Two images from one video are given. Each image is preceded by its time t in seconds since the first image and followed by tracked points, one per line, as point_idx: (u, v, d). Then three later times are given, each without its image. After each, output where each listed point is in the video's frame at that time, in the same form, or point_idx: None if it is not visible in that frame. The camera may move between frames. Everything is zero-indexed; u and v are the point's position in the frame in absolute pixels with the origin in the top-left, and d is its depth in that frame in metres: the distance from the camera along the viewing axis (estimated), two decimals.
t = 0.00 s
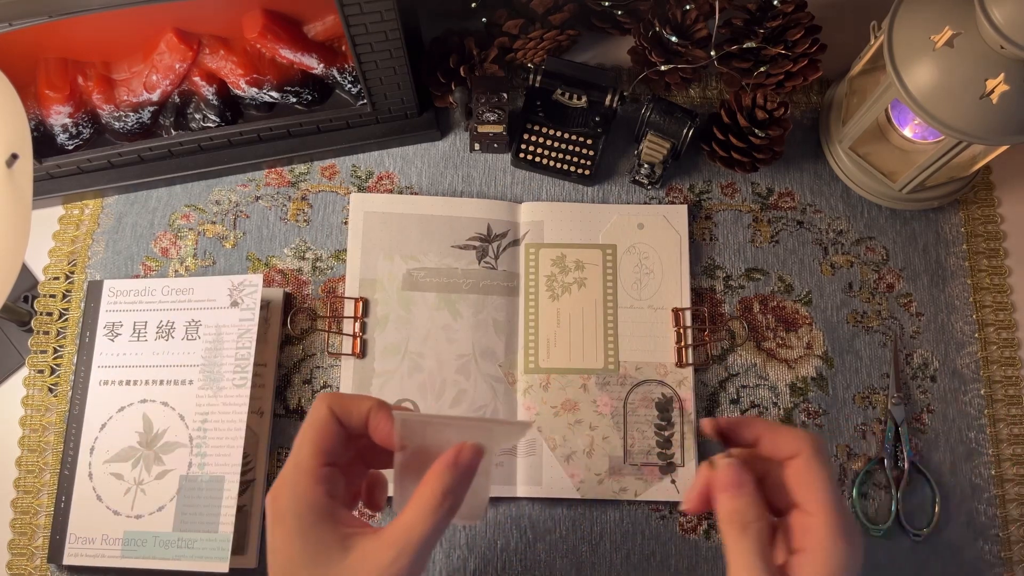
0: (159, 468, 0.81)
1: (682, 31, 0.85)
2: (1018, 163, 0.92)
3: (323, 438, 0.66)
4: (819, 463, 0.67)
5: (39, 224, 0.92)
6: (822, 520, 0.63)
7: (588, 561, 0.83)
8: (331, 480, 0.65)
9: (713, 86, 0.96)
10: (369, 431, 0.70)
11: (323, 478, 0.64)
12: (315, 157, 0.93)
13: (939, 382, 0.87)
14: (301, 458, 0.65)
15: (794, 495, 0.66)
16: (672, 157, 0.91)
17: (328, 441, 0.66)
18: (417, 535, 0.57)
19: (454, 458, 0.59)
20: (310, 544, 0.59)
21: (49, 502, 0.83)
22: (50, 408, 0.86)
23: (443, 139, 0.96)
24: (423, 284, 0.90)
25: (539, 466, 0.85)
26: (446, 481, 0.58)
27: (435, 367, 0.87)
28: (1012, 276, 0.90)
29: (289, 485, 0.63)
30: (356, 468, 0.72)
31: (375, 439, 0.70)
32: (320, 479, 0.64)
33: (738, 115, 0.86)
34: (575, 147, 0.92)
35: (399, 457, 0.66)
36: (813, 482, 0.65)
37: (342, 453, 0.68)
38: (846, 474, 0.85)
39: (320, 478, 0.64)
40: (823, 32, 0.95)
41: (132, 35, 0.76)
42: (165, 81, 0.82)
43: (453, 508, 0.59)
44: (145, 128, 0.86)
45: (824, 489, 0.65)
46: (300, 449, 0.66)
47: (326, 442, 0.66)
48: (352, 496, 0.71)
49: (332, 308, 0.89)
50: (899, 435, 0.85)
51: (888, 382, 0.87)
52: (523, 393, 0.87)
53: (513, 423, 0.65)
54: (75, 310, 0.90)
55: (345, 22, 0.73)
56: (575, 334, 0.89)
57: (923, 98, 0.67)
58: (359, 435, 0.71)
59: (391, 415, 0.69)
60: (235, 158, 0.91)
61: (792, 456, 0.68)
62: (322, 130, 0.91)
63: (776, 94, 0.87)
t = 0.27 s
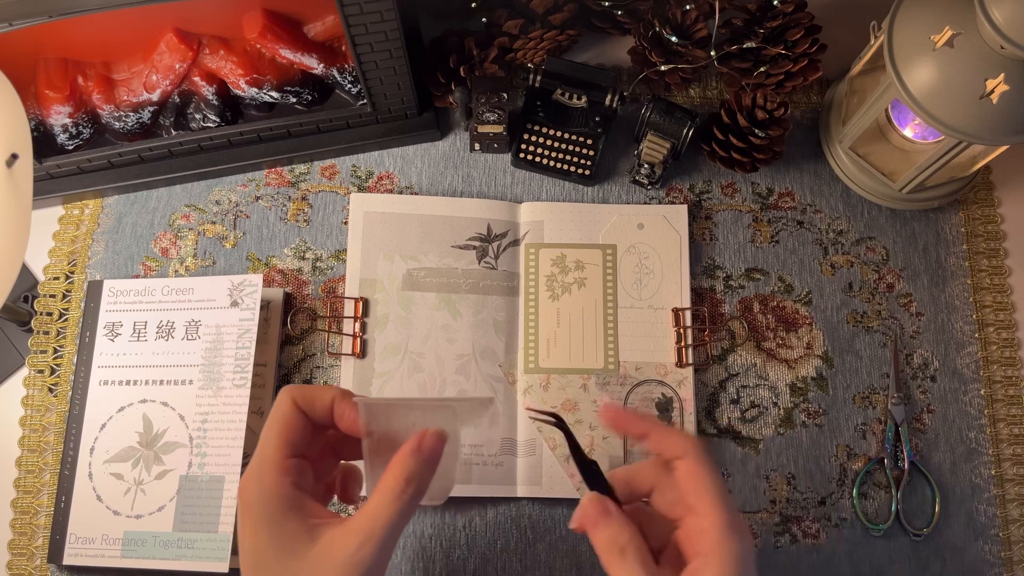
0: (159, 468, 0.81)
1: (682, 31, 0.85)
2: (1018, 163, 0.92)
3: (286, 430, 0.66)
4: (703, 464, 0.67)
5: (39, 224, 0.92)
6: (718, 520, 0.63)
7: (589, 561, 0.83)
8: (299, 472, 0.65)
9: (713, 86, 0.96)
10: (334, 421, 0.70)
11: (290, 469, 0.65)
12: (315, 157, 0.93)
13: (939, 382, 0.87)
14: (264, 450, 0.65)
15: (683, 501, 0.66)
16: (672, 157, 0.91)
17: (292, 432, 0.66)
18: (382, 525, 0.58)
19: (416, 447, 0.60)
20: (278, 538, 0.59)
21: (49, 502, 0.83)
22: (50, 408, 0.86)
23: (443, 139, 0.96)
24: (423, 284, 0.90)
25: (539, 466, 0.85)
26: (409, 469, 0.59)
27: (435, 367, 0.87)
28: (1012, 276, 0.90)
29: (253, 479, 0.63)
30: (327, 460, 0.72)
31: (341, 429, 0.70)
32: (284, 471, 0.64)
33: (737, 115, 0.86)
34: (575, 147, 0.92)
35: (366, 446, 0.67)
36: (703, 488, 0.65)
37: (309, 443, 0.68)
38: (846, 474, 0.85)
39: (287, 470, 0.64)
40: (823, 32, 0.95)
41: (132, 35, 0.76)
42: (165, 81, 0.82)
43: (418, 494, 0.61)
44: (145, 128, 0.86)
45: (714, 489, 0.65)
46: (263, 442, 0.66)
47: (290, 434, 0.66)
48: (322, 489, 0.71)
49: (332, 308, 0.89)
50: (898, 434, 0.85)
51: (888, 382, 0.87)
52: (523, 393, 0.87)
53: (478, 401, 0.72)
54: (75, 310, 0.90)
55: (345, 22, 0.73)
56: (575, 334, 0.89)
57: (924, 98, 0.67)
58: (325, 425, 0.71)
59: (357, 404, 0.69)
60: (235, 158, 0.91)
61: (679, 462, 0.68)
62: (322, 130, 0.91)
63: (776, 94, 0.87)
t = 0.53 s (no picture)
0: (159, 468, 0.81)
1: (682, 31, 0.85)
2: (1018, 163, 0.92)
3: (270, 425, 0.66)
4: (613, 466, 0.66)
5: (39, 224, 0.92)
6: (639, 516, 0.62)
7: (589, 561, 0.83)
8: (284, 466, 0.65)
9: (713, 86, 0.96)
10: (320, 415, 0.69)
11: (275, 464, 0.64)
12: (315, 157, 0.93)
13: (939, 382, 0.87)
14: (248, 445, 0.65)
15: (607, 505, 0.65)
16: (672, 157, 0.91)
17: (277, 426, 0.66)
18: (364, 518, 0.58)
19: (398, 439, 0.59)
20: (261, 532, 0.59)
21: (49, 502, 0.83)
22: (50, 408, 0.86)
23: (443, 139, 0.96)
24: (423, 284, 0.90)
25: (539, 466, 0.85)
26: (393, 460, 0.58)
27: (435, 367, 0.87)
28: (1012, 276, 0.90)
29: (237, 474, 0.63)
30: (311, 453, 0.72)
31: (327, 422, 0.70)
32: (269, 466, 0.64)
33: (738, 115, 0.86)
34: (575, 147, 0.92)
35: (352, 440, 0.66)
36: (618, 491, 0.64)
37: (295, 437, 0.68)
38: (846, 474, 0.85)
39: (271, 464, 0.64)
40: (823, 32, 0.95)
41: (132, 35, 0.76)
42: (165, 81, 0.82)
43: (403, 486, 0.59)
44: (145, 128, 0.86)
45: (631, 488, 0.64)
46: (247, 436, 0.66)
47: (273, 428, 0.66)
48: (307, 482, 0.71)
49: (332, 308, 0.89)
50: (898, 434, 0.85)
51: (888, 382, 0.87)
52: (523, 393, 0.87)
53: (469, 400, 0.67)
54: (75, 310, 0.90)
55: (345, 22, 0.73)
56: (576, 334, 0.89)
57: (924, 98, 0.67)
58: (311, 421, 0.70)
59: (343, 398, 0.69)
60: (235, 158, 0.91)
61: (591, 473, 0.67)
62: (322, 130, 0.91)
63: (776, 94, 0.87)
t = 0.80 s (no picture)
0: (159, 468, 0.81)
1: (682, 32, 0.85)
2: (1018, 163, 0.92)
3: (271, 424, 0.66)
4: (594, 455, 0.66)
5: (39, 224, 0.92)
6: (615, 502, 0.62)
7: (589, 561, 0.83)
8: (284, 465, 0.64)
9: (713, 86, 0.96)
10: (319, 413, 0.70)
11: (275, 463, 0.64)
12: (315, 157, 0.93)
13: (939, 382, 0.87)
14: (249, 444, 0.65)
15: (587, 493, 0.65)
16: (672, 157, 0.91)
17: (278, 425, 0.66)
18: (364, 517, 0.58)
19: (397, 438, 0.59)
20: (261, 532, 0.59)
21: (49, 502, 0.83)
22: (50, 407, 0.86)
23: (443, 139, 0.96)
24: (423, 284, 0.90)
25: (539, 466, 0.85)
26: (393, 460, 0.58)
27: (435, 367, 0.87)
28: (1012, 276, 0.90)
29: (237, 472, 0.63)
30: (308, 451, 0.72)
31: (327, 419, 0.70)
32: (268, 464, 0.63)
33: (738, 115, 0.86)
34: (575, 147, 0.92)
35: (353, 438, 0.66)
36: (595, 478, 0.64)
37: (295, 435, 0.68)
38: (846, 474, 0.85)
39: (271, 463, 0.64)
40: (823, 32, 0.95)
41: (132, 35, 0.76)
42: (165, 81, 0.82)
43: (402, 487, 0.59)
44: (146, 128, 0.86)
45: (608, 473, 0.64)
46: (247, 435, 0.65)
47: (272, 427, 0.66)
48: (305, 479, 0.72)
49: (332, 308, 0.89)
50: (898, 434, 0.85)
51: (888, 382, 0.87)
52: (523, 393, 0.87)
53: (464, 401, 0.66)
54: (75, 310, 0.90)
55: (345, 22, 0.73)
56: (576, 334, 0.89)
57: (924, 97, 0.67)
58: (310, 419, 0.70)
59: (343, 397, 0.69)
60: (236, 158, 0.91)
61: (571, 463, 0.67)
62: (322, 130, 0.91)
63: (776, 94, 0.87)
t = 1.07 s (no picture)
0: (159, 468, 0.81)
1: (682, 32, 0.85)
2: (1018, 163, 0.92)
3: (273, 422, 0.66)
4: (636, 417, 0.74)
5: (39, 224, 0.92)
6: (660, 456, 0.67)
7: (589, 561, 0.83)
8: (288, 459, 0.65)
9: (713, 86, 0.96)
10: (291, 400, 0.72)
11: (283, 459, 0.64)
12: (315, 157, 0.93)
13: (939, 382, 0.87)
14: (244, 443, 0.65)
15: (627, 447, 0.72)
16: (672, 157, 0.91)
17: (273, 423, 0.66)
18: (366, 500, 0.62)
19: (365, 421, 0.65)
20: (278, 533, 0.59)
21: (49, 503, 0.83)
22: (50, 408, 0.86)
23: (443, 139, 0.96)
24: (423, 284, 0.90)
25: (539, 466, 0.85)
26: (367, 440, 0.64)
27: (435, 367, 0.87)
28: (1012, 276, 0.90)
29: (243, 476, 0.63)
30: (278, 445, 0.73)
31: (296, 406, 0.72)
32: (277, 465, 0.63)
33: (738, 115, 0.86)
34: (575, 147, 0.92)
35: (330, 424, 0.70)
36: (641, 436, 0.70)
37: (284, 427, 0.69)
38: (846, 474, 0.85)
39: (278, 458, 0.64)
40: (823, 33, 0.95)
41: (132, 35, 0.75)
42: (165, 81, 0.82)
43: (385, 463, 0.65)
44: (145, 128, 0.86)
45: (646, 429, 0.71)
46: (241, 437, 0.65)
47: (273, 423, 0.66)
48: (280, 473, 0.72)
49: (332, 308, 0.89)
50: (898, 434, 0.85)
51: (888, 382, 0.87)
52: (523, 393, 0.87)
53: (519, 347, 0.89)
54: (75, 310, 0.90)
55: (345, 22, 0.73)
56: (576, 334, 0.89)
57: (924, 97, 0.67)
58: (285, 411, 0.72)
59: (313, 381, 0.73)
60: (236, 158, 0.91)
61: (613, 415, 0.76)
62: (322, 130, 0.91)
63: (776, 94, 0.87)
